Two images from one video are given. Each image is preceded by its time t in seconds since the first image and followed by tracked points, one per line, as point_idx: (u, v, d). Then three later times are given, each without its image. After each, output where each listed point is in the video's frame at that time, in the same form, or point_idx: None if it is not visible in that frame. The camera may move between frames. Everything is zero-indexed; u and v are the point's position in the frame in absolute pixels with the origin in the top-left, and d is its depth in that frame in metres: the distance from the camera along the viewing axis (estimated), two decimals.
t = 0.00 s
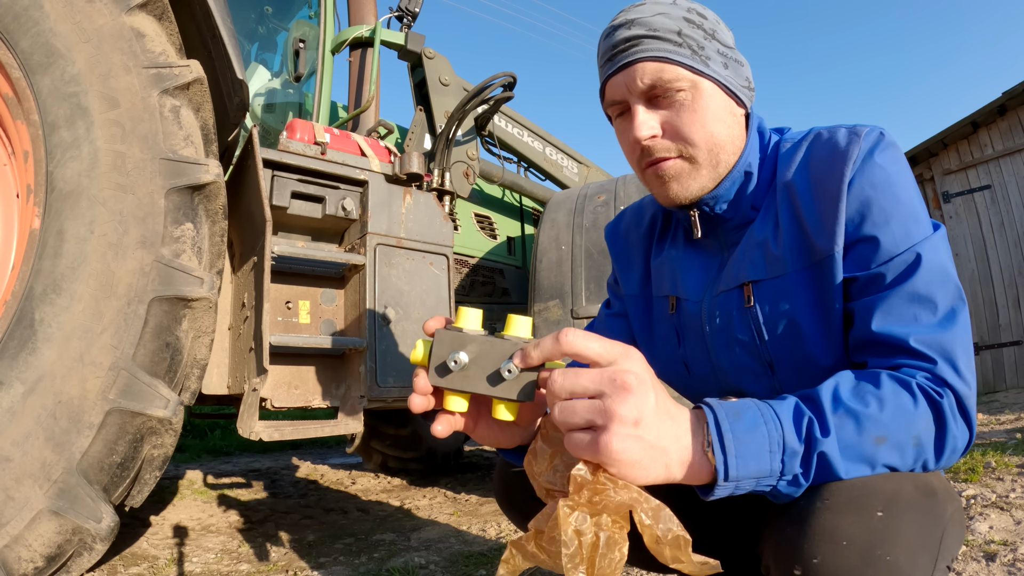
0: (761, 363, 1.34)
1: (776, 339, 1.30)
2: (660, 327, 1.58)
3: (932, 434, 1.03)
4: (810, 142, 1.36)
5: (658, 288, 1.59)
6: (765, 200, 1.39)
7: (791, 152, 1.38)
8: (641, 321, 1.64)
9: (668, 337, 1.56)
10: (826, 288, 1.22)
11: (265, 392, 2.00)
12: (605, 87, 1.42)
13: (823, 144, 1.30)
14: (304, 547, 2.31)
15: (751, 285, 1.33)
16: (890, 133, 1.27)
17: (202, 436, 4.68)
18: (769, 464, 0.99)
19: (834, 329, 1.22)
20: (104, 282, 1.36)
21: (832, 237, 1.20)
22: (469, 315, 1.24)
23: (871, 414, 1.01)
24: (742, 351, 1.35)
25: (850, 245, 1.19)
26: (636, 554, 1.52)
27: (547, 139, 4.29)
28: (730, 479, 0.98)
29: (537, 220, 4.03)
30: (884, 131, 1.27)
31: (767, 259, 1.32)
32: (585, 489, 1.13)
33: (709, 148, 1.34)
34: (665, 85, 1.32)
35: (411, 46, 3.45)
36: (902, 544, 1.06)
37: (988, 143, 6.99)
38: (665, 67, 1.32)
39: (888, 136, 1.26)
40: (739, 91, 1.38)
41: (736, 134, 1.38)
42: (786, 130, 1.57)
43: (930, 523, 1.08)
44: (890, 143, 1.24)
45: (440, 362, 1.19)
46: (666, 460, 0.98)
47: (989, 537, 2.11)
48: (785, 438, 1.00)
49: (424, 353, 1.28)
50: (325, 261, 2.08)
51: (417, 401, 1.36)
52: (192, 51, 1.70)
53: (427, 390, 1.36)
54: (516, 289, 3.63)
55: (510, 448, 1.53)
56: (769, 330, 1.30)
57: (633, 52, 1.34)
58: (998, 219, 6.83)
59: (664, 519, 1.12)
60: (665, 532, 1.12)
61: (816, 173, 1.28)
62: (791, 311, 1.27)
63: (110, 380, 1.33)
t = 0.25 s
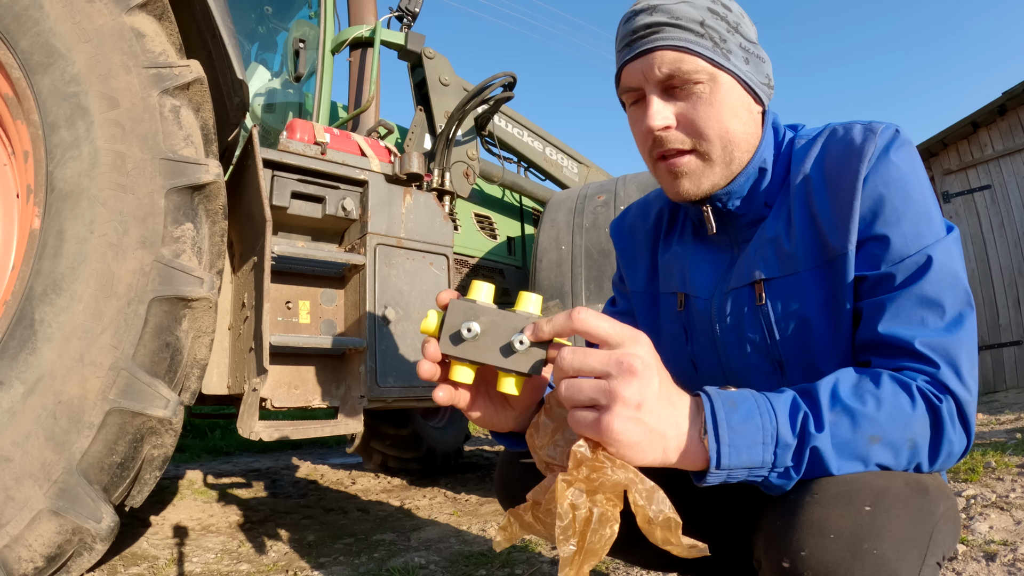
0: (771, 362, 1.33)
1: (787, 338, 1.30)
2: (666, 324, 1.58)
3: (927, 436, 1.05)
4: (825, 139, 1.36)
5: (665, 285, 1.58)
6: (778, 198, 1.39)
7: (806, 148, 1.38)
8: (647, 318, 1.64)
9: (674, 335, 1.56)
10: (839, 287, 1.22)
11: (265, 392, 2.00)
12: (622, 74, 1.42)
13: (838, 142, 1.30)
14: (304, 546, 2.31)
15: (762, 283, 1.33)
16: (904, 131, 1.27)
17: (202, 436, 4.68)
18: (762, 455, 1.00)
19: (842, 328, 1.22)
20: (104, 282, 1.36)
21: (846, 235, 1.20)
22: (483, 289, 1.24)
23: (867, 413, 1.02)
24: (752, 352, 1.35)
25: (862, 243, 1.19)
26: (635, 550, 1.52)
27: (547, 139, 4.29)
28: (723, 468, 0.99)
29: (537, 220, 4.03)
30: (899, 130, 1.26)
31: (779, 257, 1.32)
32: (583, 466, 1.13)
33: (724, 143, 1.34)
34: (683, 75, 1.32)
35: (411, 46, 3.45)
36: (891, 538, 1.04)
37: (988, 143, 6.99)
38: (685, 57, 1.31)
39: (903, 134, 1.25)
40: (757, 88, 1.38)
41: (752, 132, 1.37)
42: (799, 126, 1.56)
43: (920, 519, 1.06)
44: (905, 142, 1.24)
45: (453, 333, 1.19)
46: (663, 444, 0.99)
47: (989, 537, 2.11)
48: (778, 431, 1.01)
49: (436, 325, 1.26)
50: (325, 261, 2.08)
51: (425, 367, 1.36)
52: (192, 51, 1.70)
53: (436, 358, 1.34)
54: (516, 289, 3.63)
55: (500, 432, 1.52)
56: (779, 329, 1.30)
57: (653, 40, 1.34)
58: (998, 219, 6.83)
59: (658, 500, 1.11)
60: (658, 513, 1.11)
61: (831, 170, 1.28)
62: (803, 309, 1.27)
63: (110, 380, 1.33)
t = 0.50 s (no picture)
0: (776, 363, 1.33)
1: (794, 339, 1.29)
2: (670, 326, 1.57)
3: (932, 437, 1.04)
4: (829, 139, 1.36)
5: (668, 286, 1.58)
6: (782, 198, 1.39)
7: (810, 149, 1.38)
8: (650, 319, 1.63)
9: (677, 336, 1.55)
10: (845, 287, 1.22)
11: (265, 392, 2.00)
12: (624, 80, 1.41)
13: (843, 142, 1.31)
14: (304, 546, 2.31)
15: (768, 284, 1.32)
16: (908, 130, 1.27)
17: (202, 436, 4.68)
18: (769, 458, 1.00)
19: (848, 329, 1.22)
20: (104, 282, 1.36)
21: (851, 235, 1.20)
22: (473, 298, 1.25)
23: (873, 414, 1.02)
24: (757, 352, 1.35)
25: (868, 243, 1.19)
26: (641, 551, 1.51)
27: (547, 139, 4.29)
28: (730, 472, 0.98)
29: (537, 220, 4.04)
30: (903, 130, 1.27)
31: (784, 258, 1.31)
32: (592, 475, 1.12)
33: (738, 140, 1.34)
34: (692, 75, 1.32)
35: (411, 46, 3.45)
36: (897, 540, 1.05)
37: (988, 143, 6.99)
38: (692, 57, 1.31)
39: (908, 134, 1.25)
40: (761, 83, 1.39)
41: (761, 126, 1.38)
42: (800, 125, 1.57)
43: (925, 520, 1.07)
44: (909, 141, 1.24)
45: (447, 344, 1.19)
46: (669, 448, 0.99)
47: (989, 537, 2.11)
48: (785, 434, 1.00)
49: (430, 337, 1.26)
50: (326, 262, 2.08)
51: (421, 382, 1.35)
52: (192, 51, 1.70)
53: (433, 370, 1.33)
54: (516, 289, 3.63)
55: (502, 439, 1.52)
56: (784, 329, 1.30)
57: (658, 42, 1.33)
58: (998, 219, 6.83)
59: (670, 503, 1.13)
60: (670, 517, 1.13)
61: (836, 170, 1.28)
62: (809, 309, 1.27)
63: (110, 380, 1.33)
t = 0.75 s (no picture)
0: (773, 364, 1.33)
1: (790, 340, 1.29)
2: (667, 328, 1.57)
3: (926, 438, 1.04)
4: (824, 139, 1.36)
5: (664, 288, 1.58)
6: (778, 199, 1.39)
7: (804, 149, 1.38)
8: (647, 322, 1.63)
9: (675, 338, 1.55)
10: (841, 288, 1.22)
11: (265, 392, 2.00)
12: (613, 88, 1.42)
13: (838, 142, 1.30)
14: (304, 546, 2.31)
15: (764, 285, 1.32)
16: (903, 130, 1.27)
17: (202, 436, 4.68)
18: (762, 459, 0.99)
19: (843, 329, 1.22)
20: (104, 282, 1.36)
21: (846, 236, 1.20)
22: (454, 309, 1.23)
23: (866, 415, 1.02)
24: (754, 354, 1.35)
25: (862, 243, 1.19)
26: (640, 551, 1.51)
27: (547, 139, 4.29)
28: (723, 473, 0.98)
29: (537, 220, 4.04)
30: (897, 130, 1.26)
31: (781, 259, 1.31)
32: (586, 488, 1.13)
33: (730, 141, 1.34)
34: (679, 78, 1.32)
35: (411, 46, 3.45)
36: (889, 539, 1.05)
37: (988, 143, 6.99)
38: (678, 61, 1.32)
39: (902, 134, 1.25)
40: (750, 82, 1.39)
41: (752, 125, 1.38)
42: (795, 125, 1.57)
43: (919, 519, 1.07)
44: (903, 141, 1.24)
45: (430, 357, 1.19)
46: (660, 456, 0.99)
47: (989, 537, 2.11)
48: (778, 434, 1.00)
49: (414, 352, 1.26)
50: (326, 261, 2.08)
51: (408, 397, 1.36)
52: (191, 51, 1.70)
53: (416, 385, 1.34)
54: (516, 288, 3.63)
55: (502, 446, 1.51)
56: (781, 331, 1.30)
57: (643, 48, 1.33)
58: (998, 219, 6.83)
59: (664, 508, 1.13)
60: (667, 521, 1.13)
61: (831, 171, 1.28)
62: (806, 310, 1.27)
63: (110, 380, 1.33)
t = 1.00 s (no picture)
0: (767, 365, 1.33)
1: (783, 341, 1.29)
2: (661, 329, 1.57)
3: (920, 439, 1.03)
4: (817, 139, 1.36)
5: (658, 289, 1.57)
6: (770, 199, 1.39)
7: (796, 150, 1.38)
8: (641, 324, 1.63)
9: (669, 339, 1.55)
10: (834, 287, 1.22)
11: (265, 392, 2.00)
12: (605, 89, 1.42)
13: (830, 142, 1.30)
14: (304, 547, 2.31)
15: (757, 285, 1.32)
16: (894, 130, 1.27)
17: (202, 436, 4.68)
18: (755, 468, 0.99)
19: (837, 328, 1.22)
20: (104, 282, 1.36)
21: (838, 236, 1.20)
22: (435, 331, 1.22)
23: (859, 418, 1.01)
24: (748, 354, 1.35)
25: (855, 243, 1.19)
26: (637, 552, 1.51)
27: (547, 139, 4.29)
28: (716, 484, 0.98)
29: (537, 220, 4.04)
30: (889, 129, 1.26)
31: (773, 259, 1.31)
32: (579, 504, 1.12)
33: (721, 141, 1.34)
34: (671, 78, 1.32)
35: (410, 46, 3.45)
36: (886, 544, 1.05)
37: (988, 143, 6.99)
38: (670, 61, 1.31)
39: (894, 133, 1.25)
40: (741, 83, 1.39)
41: (743, 126, 1.38)
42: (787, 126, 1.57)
43: (915, 523, 1.07)
44: (895, 141, 1.24)
45: (411, 379, 1.18)
46: (651, 473, 0.98)
47: (989, 537, 2.11)
48: (771, 443, 1.00)
49: (397, 373, 1.27)
50: (326, 261, 2.08)
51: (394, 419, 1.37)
52: (191, 51, 1.70)
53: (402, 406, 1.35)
54: (516, 288, 3.63)
55: (498, 456, 1.50)
56: (775, 331, 1.30)
57: (636, 48, 1.33)
58: (998, 219, 6.83)
59: (659, 523, 1.13)
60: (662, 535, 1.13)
61: (824, 171, 1.28)
62: (799, 310, 1.27)
63: (110, 380, 1.33)
